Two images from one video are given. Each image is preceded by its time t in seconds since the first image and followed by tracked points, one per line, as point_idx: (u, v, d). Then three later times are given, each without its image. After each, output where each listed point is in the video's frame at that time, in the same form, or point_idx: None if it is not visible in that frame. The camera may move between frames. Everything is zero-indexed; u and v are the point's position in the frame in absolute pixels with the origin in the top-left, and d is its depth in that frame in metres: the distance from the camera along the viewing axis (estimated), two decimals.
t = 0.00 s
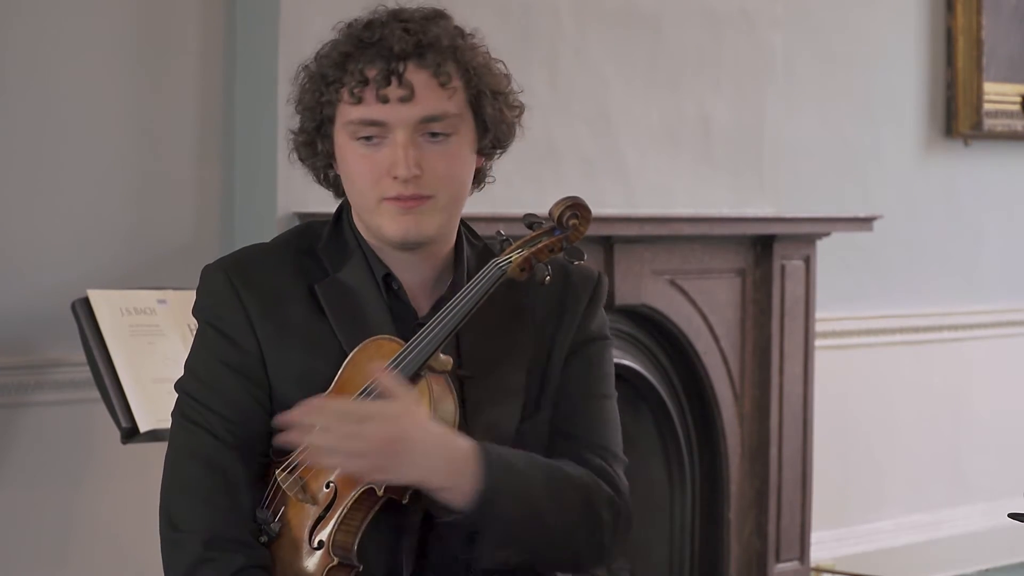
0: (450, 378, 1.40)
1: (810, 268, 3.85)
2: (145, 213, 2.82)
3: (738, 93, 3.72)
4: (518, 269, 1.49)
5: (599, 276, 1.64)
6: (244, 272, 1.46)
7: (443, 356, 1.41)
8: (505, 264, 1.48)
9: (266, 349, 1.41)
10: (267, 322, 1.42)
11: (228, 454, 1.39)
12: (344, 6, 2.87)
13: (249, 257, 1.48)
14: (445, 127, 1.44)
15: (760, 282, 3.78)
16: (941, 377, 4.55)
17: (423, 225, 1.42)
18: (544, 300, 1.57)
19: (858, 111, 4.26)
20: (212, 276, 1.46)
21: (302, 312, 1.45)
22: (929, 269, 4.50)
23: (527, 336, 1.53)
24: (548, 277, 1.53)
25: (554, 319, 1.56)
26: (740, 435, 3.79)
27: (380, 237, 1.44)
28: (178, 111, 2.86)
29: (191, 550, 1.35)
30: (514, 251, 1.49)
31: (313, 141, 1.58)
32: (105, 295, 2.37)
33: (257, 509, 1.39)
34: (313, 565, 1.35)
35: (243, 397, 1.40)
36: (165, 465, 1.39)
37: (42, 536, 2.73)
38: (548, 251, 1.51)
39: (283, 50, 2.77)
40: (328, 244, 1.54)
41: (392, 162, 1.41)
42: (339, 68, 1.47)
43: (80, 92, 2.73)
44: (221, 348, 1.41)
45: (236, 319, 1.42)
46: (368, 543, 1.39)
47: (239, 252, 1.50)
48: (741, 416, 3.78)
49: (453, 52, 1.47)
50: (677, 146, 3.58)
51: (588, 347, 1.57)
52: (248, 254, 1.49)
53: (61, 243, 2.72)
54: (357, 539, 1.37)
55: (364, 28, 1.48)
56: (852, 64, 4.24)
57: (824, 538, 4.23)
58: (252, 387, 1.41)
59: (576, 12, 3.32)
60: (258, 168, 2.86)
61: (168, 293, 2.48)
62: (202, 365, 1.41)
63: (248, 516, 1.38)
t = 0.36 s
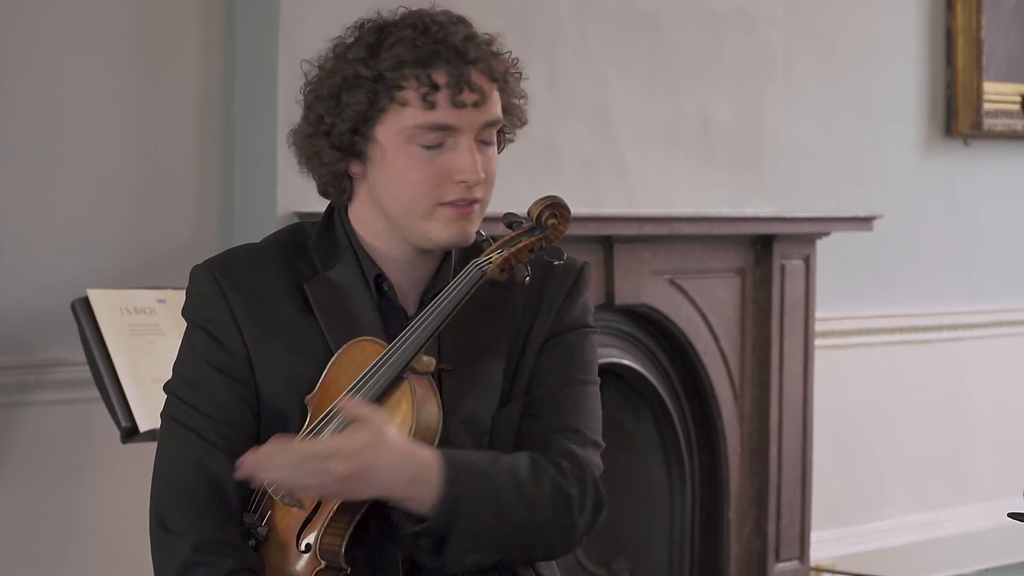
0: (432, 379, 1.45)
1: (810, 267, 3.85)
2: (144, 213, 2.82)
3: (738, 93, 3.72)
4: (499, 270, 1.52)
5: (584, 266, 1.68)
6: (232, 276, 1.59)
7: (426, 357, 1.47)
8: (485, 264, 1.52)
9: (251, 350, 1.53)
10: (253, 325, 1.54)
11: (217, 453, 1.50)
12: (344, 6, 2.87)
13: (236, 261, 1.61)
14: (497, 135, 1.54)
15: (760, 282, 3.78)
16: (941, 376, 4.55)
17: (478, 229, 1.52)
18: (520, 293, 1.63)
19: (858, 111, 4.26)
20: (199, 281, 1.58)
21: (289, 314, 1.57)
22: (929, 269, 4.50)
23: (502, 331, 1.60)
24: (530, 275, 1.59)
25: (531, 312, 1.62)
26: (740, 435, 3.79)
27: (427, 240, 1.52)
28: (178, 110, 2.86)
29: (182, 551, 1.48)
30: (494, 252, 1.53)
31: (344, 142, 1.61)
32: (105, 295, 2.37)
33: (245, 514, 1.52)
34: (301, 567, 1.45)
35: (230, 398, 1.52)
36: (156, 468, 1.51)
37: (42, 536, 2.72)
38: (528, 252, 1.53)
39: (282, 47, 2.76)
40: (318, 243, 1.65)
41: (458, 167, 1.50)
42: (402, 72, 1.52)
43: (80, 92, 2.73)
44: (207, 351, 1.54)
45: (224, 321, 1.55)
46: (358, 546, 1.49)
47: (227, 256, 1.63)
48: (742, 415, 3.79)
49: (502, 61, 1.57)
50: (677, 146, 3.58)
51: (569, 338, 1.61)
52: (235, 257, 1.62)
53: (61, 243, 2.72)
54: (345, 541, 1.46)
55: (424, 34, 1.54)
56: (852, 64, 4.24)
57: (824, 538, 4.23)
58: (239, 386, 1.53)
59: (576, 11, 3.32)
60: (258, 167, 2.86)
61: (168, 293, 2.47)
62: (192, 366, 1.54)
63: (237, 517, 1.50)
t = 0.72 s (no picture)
0: (443, 386, 1.51)
1: (810, 267, 3.85)
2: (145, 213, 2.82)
3: (738, 93, 3.72)
4: (511, 279, 1.51)
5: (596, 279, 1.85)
6: (241, 277, 1.63)
7: (437, 364, 1.52)
8: (498, 273, 1.52)
9: (262, 352, 1.58)
10: (262, 327, 1.59)
11: (225, 459, 1.55)
12: (343, 6, 2.87)
13: (246, 263, 1.65)
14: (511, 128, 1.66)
15: (760, 282, 3.78)
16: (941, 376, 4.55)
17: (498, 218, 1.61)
18: (552, 309, 1.78)
19: (857, 110, 4.26)
20: (208, 283, 1.63)
21: (299, 317, 1.62)
22: (928, 269, 4.50)
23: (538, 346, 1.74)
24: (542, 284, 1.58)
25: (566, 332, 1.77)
26: (740, 434, 3.79)
27: (451, 231, 1.60)
28: (178, 110, 2.86)
29: (188, 557, 1.51)
30: (508, 260, 1.52)
31: (365, 139, 1.69)
32: (105, 294, 2.37)
33: (254, 518, 1.55)
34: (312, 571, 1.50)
35: (241, 401, 1.57)
36: (163, 472, 1.56)
37: (42, 536, 2.72)
38: (542, 261, 1.51)
39: (282, 47, 2.76)
40: (328, 245, 1.72)
41: (482, 155, 1.60)
42: (427, 64, 1.63)
43: (81, 93, 2.73)
44: (217, 353, 1.58)
45: (234, 323, 1.59)
46: (366, 551, 1.58)
47: (234, 255, 1.67)
48: (741, 415, 3.79)
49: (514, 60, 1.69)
50: (676, 146, 3.58)
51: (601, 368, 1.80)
52: (243, 259, 1.66)
53: (62, 243, 2.72)
54: (354, 545, 1.52)
55: (444, 30, 1.66)
56: (852, 64, 4.24)
57: (824, 538, 4.23)
58: (248, 389, 1.58)
59: (576, 11, 3.32)
60: (258, 167, 2.86)
61: (167, 292, 2.47)
62: (200, 369, 1.58)
63: (246, 522, 1.54)
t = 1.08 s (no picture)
0: (452, 387, 1.51)
1: (810, 267, 3.84)
2: (145, 212, 2.82)
3: (738, 93, 3.72)
4: (523, 282, 1.52)
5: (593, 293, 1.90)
6: (250, 274, 1.63)
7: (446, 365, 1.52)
8: (510, 276, 1.53)
9: (272, 349, 1.58)
10: (273, 324, 1.59)
11: (231, 455, 1.53)
12: (343, 6, 2.86)
13: (255, 260, 1.65)
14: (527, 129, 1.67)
15: (760, 282, 3.78)
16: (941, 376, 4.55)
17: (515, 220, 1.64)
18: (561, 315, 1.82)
19: (857, 111, 4.26)
20: (217, 278, 1.62)
21: (308, 316, 1.62)
22: (928, 269, 4.50)
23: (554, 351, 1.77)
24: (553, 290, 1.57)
25: (575, 341, 1.81)
26: (740, 434, 3.79)
27: (471, 233, 1.62)
28: (178, 110, 2.85)
29: (191, 552, 1.49)
30: (521, 263, 1.53)
31: (386, 138, 1.68)
32: (105, 294, 2.37)
33: (257, 513, 1.55)
34: (313, 569, 1.50)
35: (249, 397, 1.56)
36: (166, 466, 1.54)
37: (42, 536, 2.73)
38: (555, 265, 1.52)
39: (281, 46, 2.77)
40: (340, 244, 1.72)
41: (506, 158, 1.61)
42: (452, 65, 1.62)
43: (81, 92, 2.73)
44: (225, 348, 1.57)
45: (244, 319, 1.59)
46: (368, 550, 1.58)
47: (243, 252, 1.66)
48: (741, 415, 3.79)
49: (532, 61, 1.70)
50: (676, 146, 3.58)
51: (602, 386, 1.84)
52: (253, 255, 1.66)
53: (62, 242, 2.72)
54: (356, 543, 1.52)
55: (467, 30, 1.66)
56: (851, 64, 4.24)
57: (824, 538, 4.23)
58: (257, 386, 1.57)
59: (576, 11, 3.32)
60: (259, 167, 2.86)
61: (167, 292, 2.47)
62: (207, 364, 1.57)
63: (250, 519, 1.53)
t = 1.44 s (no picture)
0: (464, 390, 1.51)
1: (810, 266, 3.84)
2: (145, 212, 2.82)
3: (738, 93, 3.72)
4: (539, 286, 1.52)
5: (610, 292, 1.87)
6: (263, 273, 1.63)
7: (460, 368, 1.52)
8: (526, 280, 1.52)
9: (283, 349, 1.58)
10: (285, 324, 1.59)
11: (239, 454, 1.53)
12: (343, 6, 2.86)
13: (267, 259, 1.65)
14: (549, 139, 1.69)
15: (760, 281, 3.78)
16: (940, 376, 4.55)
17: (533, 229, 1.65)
18: (574, 318, 1.80)
19: (857, 111, 4.26)
20: (230, 277, 1.62)
21: (319, 316, 1.62)
22: (928, 269, 4.50)
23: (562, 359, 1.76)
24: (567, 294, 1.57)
25: (586, 344, 1.79)
26: (740, 434, 3.80)
27: (491, 238, 1.63)
28: (179, 110, 2.85)
29: (198, 550, 1.50)
30: (535, 268, 1.52)
31: (412, 142, 1.68)
32: (105, 294, 2.36)
33: (266, 512, 1.55)
34: (322, 569, 1.49)
35: (259, 397, 1.56)
36: (174, 463, 1.54)
37: (43, 536, 2.73)
38: (570, 270, 1.52)
39: (282, 47, 2.77)
40: (353, 243, 1.72)
41: (532, 169, 1.62)
42: (486, 73, 1.62)
43: (82, 92, 2.74)
44: (235, 347, 1.57)
45: (255, 318, 1.59)
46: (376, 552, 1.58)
47: (256, 251, 1.67)
48: (741, 415, 3.79)
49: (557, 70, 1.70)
50: (676, 147, 3.58)
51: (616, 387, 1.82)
52: (264, 255, 1.66)
53: (63, 242, 2.72)
54: (365, 545, 1.51)
55: (500, 39, 1.66)
56: (851, 63, 4.24)
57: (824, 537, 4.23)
58: (267, 385, 1.57)
59: (576, 11, 3.33)
60: (259, 167, 2.86)
61: (168, 292, 2.47)
62: (218, 362, 1.57)
63: (258, 518, 1.54)
